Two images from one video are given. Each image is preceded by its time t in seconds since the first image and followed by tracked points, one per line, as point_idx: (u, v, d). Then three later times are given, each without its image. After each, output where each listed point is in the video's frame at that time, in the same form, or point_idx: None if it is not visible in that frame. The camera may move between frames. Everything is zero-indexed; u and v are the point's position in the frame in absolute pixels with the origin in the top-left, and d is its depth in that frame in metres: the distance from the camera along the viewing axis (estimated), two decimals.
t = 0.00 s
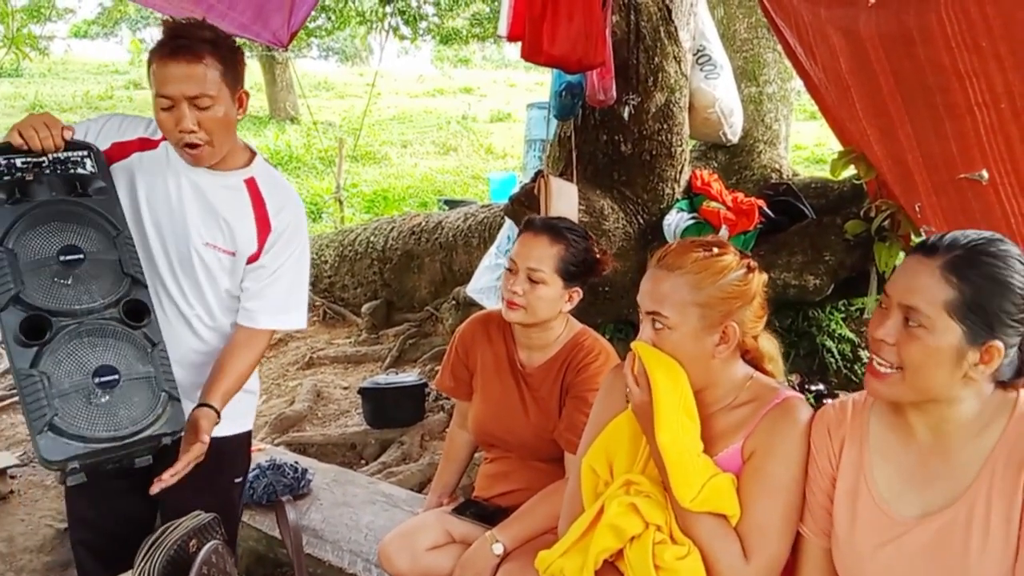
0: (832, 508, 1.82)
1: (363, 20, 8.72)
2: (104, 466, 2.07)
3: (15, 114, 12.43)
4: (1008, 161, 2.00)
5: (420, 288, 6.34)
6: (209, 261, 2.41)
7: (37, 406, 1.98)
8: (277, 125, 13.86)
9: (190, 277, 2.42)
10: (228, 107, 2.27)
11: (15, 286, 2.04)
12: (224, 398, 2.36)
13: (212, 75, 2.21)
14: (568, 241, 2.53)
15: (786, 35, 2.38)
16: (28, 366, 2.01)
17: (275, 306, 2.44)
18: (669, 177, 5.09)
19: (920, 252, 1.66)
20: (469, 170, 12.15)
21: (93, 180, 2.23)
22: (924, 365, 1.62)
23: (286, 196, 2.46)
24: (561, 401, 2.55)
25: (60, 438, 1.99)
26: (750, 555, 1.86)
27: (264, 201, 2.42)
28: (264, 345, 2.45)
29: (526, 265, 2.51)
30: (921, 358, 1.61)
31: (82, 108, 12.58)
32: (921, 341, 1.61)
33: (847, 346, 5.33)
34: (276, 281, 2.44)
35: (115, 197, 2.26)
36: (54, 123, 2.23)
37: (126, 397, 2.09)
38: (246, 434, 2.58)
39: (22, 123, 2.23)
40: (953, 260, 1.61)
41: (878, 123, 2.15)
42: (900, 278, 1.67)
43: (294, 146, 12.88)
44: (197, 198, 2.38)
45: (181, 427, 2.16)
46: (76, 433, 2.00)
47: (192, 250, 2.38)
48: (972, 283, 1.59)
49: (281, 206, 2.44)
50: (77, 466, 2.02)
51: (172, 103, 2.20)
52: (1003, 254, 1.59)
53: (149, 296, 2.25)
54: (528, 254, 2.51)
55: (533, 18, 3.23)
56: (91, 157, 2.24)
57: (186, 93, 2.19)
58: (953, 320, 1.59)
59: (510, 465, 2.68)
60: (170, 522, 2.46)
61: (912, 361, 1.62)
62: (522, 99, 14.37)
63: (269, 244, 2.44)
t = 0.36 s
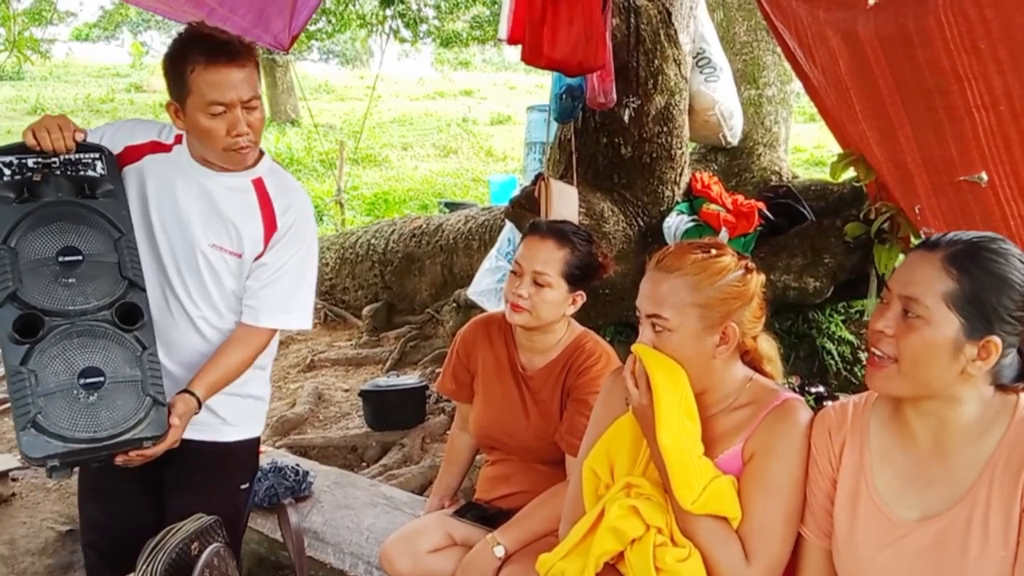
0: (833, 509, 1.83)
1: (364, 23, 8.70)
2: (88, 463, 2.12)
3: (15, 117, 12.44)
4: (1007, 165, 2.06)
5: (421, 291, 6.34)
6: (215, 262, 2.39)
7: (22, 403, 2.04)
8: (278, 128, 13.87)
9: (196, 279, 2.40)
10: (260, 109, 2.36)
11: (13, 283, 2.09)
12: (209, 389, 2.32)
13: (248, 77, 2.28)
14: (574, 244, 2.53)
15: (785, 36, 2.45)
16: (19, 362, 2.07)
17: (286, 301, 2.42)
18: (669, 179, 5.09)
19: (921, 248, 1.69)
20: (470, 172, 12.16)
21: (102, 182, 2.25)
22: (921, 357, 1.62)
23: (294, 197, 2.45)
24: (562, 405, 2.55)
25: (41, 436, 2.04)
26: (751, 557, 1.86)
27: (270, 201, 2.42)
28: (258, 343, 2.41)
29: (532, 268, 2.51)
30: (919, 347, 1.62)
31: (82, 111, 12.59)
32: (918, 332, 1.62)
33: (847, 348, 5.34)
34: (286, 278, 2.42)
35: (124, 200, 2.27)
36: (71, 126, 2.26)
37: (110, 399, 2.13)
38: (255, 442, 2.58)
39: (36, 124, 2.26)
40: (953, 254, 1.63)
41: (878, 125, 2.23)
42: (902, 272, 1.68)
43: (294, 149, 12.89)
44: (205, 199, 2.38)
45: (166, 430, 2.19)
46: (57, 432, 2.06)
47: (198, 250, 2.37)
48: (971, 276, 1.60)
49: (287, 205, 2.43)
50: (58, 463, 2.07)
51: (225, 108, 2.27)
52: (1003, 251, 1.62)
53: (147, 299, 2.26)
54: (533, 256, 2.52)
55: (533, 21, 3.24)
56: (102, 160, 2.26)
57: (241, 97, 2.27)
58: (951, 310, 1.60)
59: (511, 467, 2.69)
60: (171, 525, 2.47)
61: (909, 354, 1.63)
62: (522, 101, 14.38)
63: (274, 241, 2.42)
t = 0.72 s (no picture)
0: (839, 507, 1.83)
1: (365, 25, 8.68)
2: (98, 462, 2.13)
3: (18, 119, 12.48)
4: (1010, 163, 2.06)
5: (424, 292, 6.34)
6: (217, 262, 2.39)
7: (33, 403, 2.04)
8: (281, 129, 13.89)
9: (198, 279, 2.40)
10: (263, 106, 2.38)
11: (20, 286, 2.10)
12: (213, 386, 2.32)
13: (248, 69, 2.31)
14: (578, 244, 2.55)
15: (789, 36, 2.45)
16: (27, 363, 2.07)
17: (289, 298, 2.42)
18: (672, 180, 5.08)
19: (926, 244, 1.71)
20: (472, 173, 12.16)
21: (103, 185, 2.26)
22: (924, 349, 1.63)
23: (294, 195, 2.45)
24: (566, 405, 2.55)
25: (52, 435, 2.04)
26: (758, 556, 1.86)
27: (271, 199, 2.41)
28: (269, 339, 2.43)
29: (535, 266, 2.51)
30: (922, 338, 1.63)
31: (85, 113, 12.63)
32: (924, 324, 1.63)
33: (851, 349, 5.32)
34: (287, 278, 2.41)
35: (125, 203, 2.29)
36: (70, 131, 2.27)
37: (120, 397, 2.14)
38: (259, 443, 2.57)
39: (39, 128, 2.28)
40: (956, 247, 1.65)
41: (881, 124, 2.23)
42: (908, 266, 1.70)
43: (297, 151, 12.91)
44: (206, 199, 2.38)
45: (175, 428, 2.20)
46: (68, 430, 2.06)
47: (200, 250, 2.37)
48: (975, 269, 1.61)
49: (287, 202, 2.43)
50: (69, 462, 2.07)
51: (233, 102, 2.29)
52: (1006, 246, 1.63)
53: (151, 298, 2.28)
54: (535, 255, 2.52)
55: (536, 23, 3.23)
56: (103, 163, 2.27)
57: (249, 92, 2.30)
58: (955, 302, 1.61)
59: (515, 468, 2.68)
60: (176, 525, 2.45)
61: (913, 346, 1.64)
62: (524, 102, 14.38)
63: (275, 239, 2.42)
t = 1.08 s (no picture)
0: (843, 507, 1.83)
1: (368, 28, 8.71)
2: (106, 460, 2.15)
3: (23, 124, 12.54)
4: (1015, 162, 2.08)
5: (428, 295, 6.34)
6: (210, 260, 2.41)
7: (38, 404, 2.07)
8: (284, 133, 13.93)
9: (191, 278, 2.43)
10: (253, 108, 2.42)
11: (16, 290, 2.13)
12: (214, 380, 2.35)
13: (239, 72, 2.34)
14: (547, 235, 2.64)
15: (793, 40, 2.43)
16: (30, 366, 2.10)
17: (284, 293, 2.45)
18: (676, 182, 5.07)
19: (921, 247, 1.72)
20: (476, 176, 12.17)
21: (91, 188, 2.29)
22: (922, 349, 1.63)
23: (283, 189, 2.47)
24: (566, 391, 2.57)
25: (61, 434, 2.06)
26: (763, 556, 1.87)
27: (259, 194, 2.43)
28: (265, 333, 2.45)
29: (513, 261, 2.59)
30: (919, 339, 1.63)
31: (90, 118, 12.71)
32: (919, 326, 1.64)
33: (856, 350, 5.31)
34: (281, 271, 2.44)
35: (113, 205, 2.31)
36: (53, 137, 2.30)
37: (125, 393, 2.16)
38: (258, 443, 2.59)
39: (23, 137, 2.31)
40: (951, 249, 1.66)
41: (885, 126, 2.21)
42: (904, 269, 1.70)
43: (301, 155, 12.96)
44: (195, 199, 2.40)
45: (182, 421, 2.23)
46: (76, 428, 2.08)
47: (192, 250, 2.39)
48: (970, 271, 1.62)
49: (276, 197, 2.45)
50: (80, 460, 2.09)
51: (225, 106, 2.33)
52: (1001, 248, 1.63)
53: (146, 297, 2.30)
54: (510, 252, 2.59)
55: (540, 27, 3.27)
56: (89, 167, 2.31)
57: (241, 95, 2.34)
58: (949, 303, 1.62)
59: (520, 472, 2.67)
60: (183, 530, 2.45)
61: (910, 347, 1.64)
62: (527, 104, 14.38)
63: (267, 235, 2.44)
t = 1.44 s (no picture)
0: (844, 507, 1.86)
1: (368, 31, 8.73)
2: (109, 460, 2.15)
3: (24, 127, 12.58)
4: (1012, 165, 2.12)
5: (429, 296, 6.37)
6: (193, 259, 2.47)
7: (44, 405, 2.05)
8: (284, 135, 13.96)
9: (176, 277, 2.48)
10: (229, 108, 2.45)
11: (10, 296, 2.13)
12: (208, 374, 2.42)
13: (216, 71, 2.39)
14: (534, 233, 2.68)
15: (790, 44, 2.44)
16: (30, 369, 2.09)
17: (270, 288, 2.52)
18: (675, 184, 5.10)
19: (916, 248, 1.75)
20: (476, 178, 12.20)
21: (71, 193, 2.34)
22: (917, 348, 1.66)
23: (260, 186, 2.53)
24: (570, 388, 2.61)
25: (70, 433, 2.05)
26: (764, 553, 1.89)
27: (239, 192, 2.49)
28: (252, 328, 2.51)
29: (505, 262, 2.63)
30: (913, 338, 1.66)
31: (90, 120, 12.78)
32: (914, 325, 1.67)
33: (855, 350, 5.35)
34: (266, 266, 2.51)
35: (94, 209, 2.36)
36: (31, 143, 2.34)
37: (130, 389, 2.17)
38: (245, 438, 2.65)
39: None
40: (946, 249, 1.69)
41: (883, 128, 2.24)
42: (898, 269, 1.74)
43: (301, 157, 12.99)
44: (176, 200, 2.45)
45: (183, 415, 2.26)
46: (85, 426, 2.07)
47: (175, 249, 2.45)
48: (964, 271, 1.65)
49: (256, 194, 2.51)
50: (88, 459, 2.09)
51: (202, 105, 2.37)
52: (996, 247, 1.67)
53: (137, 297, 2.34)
54: (501, 253, 2.64)
55: (541, 31, 3.31)
56: (67, 173, 2.36)
57: (218, 94, 2.38)
58: (945, 303, 1.65)
59: (523, 470, 2.69)
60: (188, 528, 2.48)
61: (908, 346, 1.67)
62: (527, 106, 14.41)
63: (249, 231, 2.50)
